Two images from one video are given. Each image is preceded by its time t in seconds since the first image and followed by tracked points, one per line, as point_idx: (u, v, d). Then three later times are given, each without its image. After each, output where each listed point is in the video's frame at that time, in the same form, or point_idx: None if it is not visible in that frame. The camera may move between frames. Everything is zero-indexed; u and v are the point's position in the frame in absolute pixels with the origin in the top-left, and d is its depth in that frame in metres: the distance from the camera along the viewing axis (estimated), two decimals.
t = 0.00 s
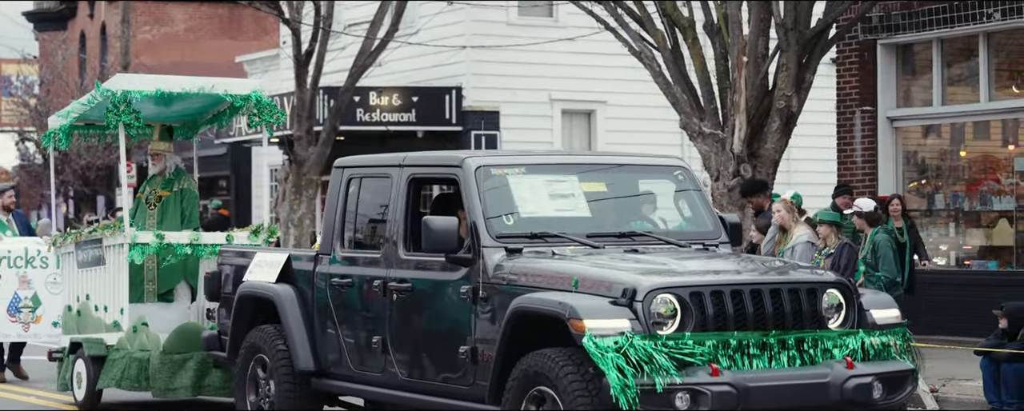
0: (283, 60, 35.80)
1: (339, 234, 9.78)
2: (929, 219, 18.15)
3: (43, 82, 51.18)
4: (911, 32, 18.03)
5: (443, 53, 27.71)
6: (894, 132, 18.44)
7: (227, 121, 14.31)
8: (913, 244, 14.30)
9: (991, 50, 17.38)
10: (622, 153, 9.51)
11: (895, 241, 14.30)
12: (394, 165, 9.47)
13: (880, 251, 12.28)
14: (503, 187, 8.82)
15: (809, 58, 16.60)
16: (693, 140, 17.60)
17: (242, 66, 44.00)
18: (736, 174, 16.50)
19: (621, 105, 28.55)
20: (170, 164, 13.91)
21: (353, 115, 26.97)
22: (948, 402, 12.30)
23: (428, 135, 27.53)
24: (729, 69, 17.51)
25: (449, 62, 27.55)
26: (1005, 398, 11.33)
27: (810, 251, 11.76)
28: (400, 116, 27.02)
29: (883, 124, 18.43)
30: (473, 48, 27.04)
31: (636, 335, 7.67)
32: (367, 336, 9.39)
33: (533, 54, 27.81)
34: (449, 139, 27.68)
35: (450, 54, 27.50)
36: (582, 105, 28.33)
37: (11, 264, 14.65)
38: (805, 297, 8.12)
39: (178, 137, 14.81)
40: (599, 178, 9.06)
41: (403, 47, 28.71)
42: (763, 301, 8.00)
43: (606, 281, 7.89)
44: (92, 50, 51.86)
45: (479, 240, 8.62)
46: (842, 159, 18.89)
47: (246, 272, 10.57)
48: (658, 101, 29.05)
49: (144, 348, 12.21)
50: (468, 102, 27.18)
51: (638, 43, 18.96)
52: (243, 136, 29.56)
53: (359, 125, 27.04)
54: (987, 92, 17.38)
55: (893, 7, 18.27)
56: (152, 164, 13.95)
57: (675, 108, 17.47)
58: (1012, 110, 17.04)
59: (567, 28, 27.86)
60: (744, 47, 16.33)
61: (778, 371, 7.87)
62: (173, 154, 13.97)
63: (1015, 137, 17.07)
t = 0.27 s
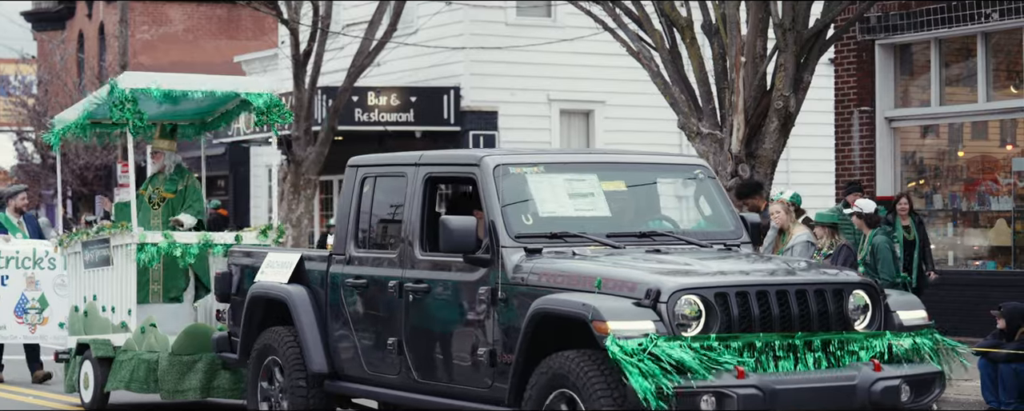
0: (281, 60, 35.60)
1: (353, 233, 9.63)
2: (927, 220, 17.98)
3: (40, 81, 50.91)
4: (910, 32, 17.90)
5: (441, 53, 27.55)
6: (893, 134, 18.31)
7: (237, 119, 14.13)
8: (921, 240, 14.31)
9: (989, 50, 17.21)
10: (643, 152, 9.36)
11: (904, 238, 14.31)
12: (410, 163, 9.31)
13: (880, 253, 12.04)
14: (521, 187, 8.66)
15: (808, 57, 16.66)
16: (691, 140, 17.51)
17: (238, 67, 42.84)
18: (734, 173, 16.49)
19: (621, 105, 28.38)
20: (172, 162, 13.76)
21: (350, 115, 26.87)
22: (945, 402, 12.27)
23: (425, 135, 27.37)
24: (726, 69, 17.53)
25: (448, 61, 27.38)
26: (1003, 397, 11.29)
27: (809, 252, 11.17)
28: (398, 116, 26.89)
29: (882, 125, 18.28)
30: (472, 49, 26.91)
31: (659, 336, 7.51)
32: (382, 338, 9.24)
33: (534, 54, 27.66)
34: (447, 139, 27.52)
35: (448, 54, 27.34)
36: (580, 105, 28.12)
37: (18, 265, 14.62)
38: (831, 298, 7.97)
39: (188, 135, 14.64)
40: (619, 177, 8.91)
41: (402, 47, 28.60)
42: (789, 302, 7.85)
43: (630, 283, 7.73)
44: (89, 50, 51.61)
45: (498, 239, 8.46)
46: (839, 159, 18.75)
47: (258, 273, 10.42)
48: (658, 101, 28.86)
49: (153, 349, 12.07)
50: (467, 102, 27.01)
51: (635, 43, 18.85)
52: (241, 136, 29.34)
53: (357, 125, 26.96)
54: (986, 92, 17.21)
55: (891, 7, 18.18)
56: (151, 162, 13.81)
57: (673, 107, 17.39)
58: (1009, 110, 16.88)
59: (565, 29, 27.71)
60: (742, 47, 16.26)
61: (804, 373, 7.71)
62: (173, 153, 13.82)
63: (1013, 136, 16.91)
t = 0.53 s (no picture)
0: (276, 60, 35.40)
1: (365, 233, 9.48)
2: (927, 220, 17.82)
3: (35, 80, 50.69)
4: (905, 32, 17.58)
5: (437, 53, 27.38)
6: (888, 134, 18.04)
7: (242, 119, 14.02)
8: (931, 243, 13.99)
9: (985, 50, 16.96)
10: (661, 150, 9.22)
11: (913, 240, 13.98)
12: (423, 163, 9.16)
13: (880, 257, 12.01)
14: (538, 186, 8.52)
15: (804, 57, 16.49)
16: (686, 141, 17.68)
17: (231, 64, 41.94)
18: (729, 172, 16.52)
19: (617, 105, 28.22)
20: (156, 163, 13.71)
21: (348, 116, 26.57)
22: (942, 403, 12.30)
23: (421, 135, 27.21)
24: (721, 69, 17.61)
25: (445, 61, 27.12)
26: (997, 396, 11.29)
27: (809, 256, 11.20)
28: (394, 116, 26.59)
29: (877, 125, 18.00)
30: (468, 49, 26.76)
31: (681, 338, 7.36)
32: (395, 339, 9.09)
33: (531, 53, 27.43)
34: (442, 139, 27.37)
35: (444, 55, 27.19)
36: (576, 105, 27.91)
37: (25, 267, 14.35)
38: (855, 299, 7.82)
39: (190, 134, 14.50)
40: (637, 177, 8.76)
41: (398, 46, 28.44)
42: (813, 303, 7.71)
43: (651, 283, 7.59)
44: (85, 49, 51.37)
45: (514, 239, 8.32)
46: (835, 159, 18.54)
47: (267, 274, 10.27)
48: (654, 101, 28.70)
49: (158, 350, 11.92)
50: (462, 102, 26.83)
51: (631, 43, 18.72)
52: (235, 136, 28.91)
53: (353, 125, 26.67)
54: (981, 92, 16.96)
55: (886, 7, 17.83)
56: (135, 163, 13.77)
57: (669, 107, 17.64)
58: (1005, 110, 16.69)
59: (561, 28, 27.52)
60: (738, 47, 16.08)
61: (829, 375, 7.56)
62: (155, 153, 13.79)
63: (1009, 136, 16.75)
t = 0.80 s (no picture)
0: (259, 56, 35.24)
1: (365, 228, 9.32)
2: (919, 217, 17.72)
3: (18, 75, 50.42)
4: (889, 29, 17.89)
5: (421, 49, 27.24)
6: (871, 130, 18.40)
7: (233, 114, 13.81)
8: (933, 241, 13.90)
9: (968, 46, 17.33)
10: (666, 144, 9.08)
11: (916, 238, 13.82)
12: (425, 156, 9.01)
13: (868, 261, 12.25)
14: (543, 180, 8.37)
15: (786, 54, 16.92)
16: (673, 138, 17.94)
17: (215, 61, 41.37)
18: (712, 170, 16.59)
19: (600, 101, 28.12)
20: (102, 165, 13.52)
21: (331, 112, 26.30)
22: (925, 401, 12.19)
23: (405, 131, 27.09)
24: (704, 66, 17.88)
25: (429, 57, 27.03)
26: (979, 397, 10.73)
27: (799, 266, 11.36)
28: (378, 113, 26.47)
29: (859, 121, 18.39)
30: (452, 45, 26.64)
31: (693, 335, 7.22)
32: (399, 336, 8.93)
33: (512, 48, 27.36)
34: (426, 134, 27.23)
35: (428, 50, 27.05)
36: (560, 101, 27.86)
37: (19, 264, 14.18)
38: (868, 295, 7.68)
39: (182, 129, 14.32)
40: (644, 170, 8.61)
41: (382, 42, 28.29)
42: (826, 299, 7.57)
43: (661, 280, 7.44)
44: (68, 46, 51.12)
45: (520, 234, 8.17)
46: (819, 157, 18.84)
47: (265, 270, 10.11)
48: (637, 97, 28.58)
49: (151, 347, 11.75)
50: (445, 99, 26.71)
51: (617, 39, 18.90)
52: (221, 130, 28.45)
53: (336, 121, 26.41)
54: (963, 88, 17.34)
55: (870, 5, 18.13)
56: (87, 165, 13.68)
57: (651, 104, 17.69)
58: (988, 107, 17.06)
59: (544, 25, 27.47)
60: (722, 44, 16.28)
61: (843, 373, 7.42)
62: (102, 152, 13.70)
63: (991, 133, 17.11)
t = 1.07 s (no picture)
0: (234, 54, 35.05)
1: (357, 226, 9.16)
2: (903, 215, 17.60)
3: None
4: (863, 26, 17.26)
5: (399, 47, 27.09)
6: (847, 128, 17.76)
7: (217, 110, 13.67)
8: (921, 237, 13.89)
9: (942, 45, 16.71)
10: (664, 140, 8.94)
11: (902, 232, 13.89)
12: (418, 152, 8.85)
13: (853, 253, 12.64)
14: (542, 176, 8.22)
15: (761, 53, 16.37)
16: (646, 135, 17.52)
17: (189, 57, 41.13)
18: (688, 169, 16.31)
19: (577, 100, 27.98)
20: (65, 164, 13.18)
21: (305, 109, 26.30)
22: None
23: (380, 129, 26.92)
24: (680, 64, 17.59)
25: (404, 54, 26.98)
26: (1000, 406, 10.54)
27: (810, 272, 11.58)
28: (354, 111, 26.28)
29: (837, 119, 17.74)
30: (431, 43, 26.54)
31: (697, 334, 7.07)
32: (392, 335, 8.77)
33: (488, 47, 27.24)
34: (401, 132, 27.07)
35: (406, 48, 26.90)
36: (536, 100, 27.64)
37: (5, 264, 14.03)
38: (874, 293, 7.54)
39: (166, 126, 14.16)
40: (642, 167, 8.47)
41: (358, 40, 28.11)
42: (831, 298, 7.43)
43: (664, 278, 7.29)
44: (42, 44, 50.84)
45: (518, 231, 8.02)
46: (794, 155, 18.22)
47: (253, 268, 9.95)
48: (614, 95, 28.45)
49: (137, 347, 11.59)
50: (420, 97, 26.58)
51: (590, 36, 18.60)
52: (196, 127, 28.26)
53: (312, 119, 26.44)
54: (939, 87, 16.73)
55: (844, 2, 17.44)
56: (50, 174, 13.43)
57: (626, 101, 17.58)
58: (962, 106, 16.43)
59: (521, 23, 27.28)
60: (697, 41, 16.17)
61: (849, 373, 7.28)
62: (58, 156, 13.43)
63: (966, 131, 16.46)
